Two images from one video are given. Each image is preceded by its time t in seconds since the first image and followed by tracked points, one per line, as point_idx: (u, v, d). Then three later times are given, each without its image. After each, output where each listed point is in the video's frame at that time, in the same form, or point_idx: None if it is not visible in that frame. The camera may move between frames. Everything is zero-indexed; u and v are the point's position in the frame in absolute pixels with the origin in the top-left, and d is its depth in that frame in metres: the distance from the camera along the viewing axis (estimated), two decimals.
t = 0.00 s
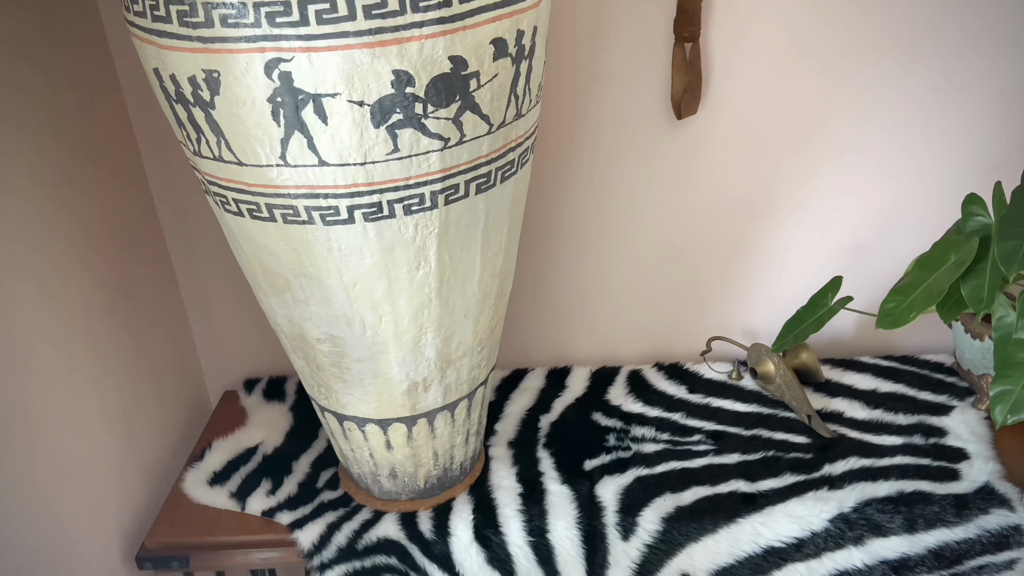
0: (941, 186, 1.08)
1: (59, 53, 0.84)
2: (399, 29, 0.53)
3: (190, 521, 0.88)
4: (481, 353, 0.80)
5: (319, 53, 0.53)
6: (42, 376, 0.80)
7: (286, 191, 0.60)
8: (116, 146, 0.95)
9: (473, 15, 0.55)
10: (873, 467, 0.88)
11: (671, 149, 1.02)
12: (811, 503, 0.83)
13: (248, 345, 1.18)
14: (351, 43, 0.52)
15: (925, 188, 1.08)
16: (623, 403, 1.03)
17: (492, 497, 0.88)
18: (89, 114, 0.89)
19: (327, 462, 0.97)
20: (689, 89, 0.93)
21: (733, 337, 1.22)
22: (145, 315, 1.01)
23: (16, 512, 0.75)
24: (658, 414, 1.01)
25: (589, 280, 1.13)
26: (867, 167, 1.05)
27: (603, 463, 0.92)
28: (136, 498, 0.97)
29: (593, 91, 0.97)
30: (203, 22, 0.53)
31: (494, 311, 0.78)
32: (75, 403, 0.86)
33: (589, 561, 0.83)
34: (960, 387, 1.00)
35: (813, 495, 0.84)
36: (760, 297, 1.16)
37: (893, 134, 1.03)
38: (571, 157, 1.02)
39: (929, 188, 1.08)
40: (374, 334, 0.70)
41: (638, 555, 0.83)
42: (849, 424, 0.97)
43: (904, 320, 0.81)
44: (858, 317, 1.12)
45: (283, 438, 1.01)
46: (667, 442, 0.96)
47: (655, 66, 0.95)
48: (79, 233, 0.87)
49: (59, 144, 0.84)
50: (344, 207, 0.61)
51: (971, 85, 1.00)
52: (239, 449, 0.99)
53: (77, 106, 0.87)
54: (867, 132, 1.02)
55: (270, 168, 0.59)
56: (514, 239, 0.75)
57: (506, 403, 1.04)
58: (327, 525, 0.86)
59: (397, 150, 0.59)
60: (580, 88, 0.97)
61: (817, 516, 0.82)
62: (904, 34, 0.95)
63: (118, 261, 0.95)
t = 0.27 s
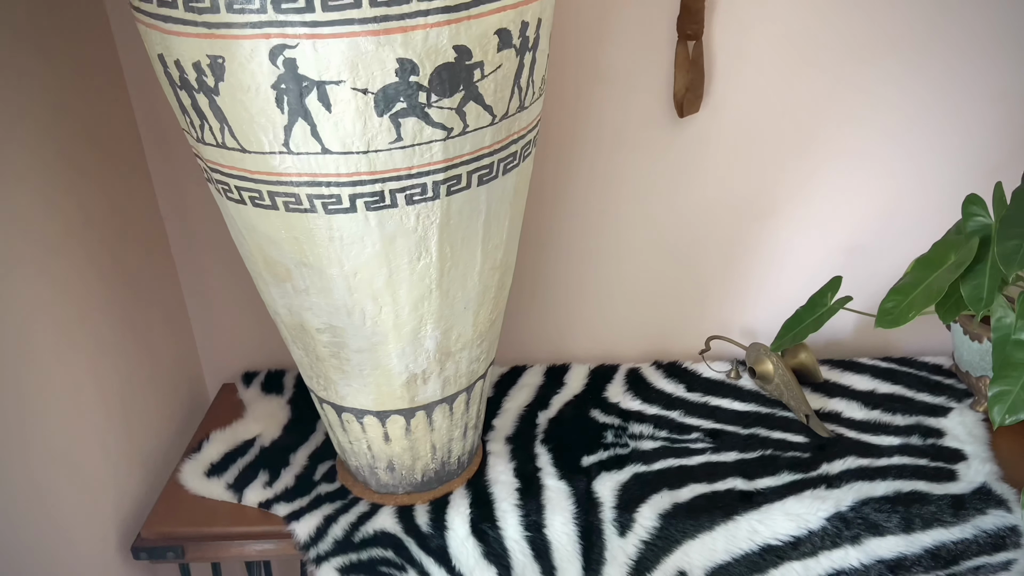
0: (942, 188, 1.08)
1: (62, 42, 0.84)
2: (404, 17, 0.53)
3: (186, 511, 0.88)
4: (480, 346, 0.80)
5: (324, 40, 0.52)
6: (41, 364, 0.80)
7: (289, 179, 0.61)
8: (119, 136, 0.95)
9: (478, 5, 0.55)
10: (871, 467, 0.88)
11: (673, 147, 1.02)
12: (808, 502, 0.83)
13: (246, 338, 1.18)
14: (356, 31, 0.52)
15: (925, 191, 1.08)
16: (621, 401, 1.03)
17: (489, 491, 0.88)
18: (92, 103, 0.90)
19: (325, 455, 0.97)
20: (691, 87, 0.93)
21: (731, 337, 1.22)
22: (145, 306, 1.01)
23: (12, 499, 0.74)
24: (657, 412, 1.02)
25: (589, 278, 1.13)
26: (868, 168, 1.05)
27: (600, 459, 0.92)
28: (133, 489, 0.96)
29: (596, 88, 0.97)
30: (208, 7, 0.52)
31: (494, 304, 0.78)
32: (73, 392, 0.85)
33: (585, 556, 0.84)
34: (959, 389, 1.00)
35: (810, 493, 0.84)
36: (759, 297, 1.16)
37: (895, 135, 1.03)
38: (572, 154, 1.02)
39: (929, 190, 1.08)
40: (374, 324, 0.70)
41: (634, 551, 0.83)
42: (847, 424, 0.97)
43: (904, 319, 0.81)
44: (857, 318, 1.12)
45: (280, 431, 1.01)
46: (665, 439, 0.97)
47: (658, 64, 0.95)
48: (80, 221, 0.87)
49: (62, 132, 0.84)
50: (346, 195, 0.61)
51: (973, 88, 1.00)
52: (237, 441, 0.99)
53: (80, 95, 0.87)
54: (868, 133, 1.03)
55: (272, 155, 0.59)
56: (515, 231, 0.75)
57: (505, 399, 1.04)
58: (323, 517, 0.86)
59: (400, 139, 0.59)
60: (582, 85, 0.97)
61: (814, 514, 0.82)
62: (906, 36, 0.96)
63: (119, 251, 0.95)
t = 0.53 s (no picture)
0: (943, 190, 1.08)
1: (67, 28, 0.84)
2: (410, 3, 0.53)
3: (182, 501, 0.88)
4: (479, 338, 0.80)
5: (329, 24, 0.52)
6: (40, 350, 0.80)
7: (291, 165, 0.60)
8: (121, 124, 0.95)
9: None
10: (869, 466, 0.88)
11: (675, 145, 1.02)
12: (806, 500, 0.83)
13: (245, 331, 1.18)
14: (361, 16, 0.52)
15: (926, 193, 1.08)
16: (620, 398, 1.03)
17: (486, 485, 0.87)
18: (96, 91, 0.89)
19: (322, 447, 0.96)
20: (694, 84, 0.93)
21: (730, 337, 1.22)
22: (144, 296, 1.01)
23: (8, 485, 0.74)
24: (655, 410, 1.01)
25: (589, 275, 1.13)
26: (869, 170, 1.06)
27: (598, 455, 0.92)
28: (129, 478, 0.96)
29: (599, 85, 0.97)
30: None
31: (495, 296, 0.78)
32: (72, 380, 0.85)
33: (581, 551, 0.85)
34: (957, 391, 1.00)
35: (808, 491, 0.84)
36: (759, 297, 1.16)
37: (896, 137, 1.03)
38: (574, 151, 1.02)
39: (930, 192, 1.08)
40: (374, 313, 0.70)
41: (631, 547, 0.84)
42: (845, 424, 0.97)
43: (904, 318, 0.81)
44: (856, 319, 1.12)
45: (278, 423, 1.01)
46: (663, 436, 0.96)
47: (661, 61, 0.95)
48: (82, 209, 0.87)
49: (65, 119, 0.83)
50: (349, 181, 0.61)
51: (975, 91, 1.00)
52: (234, 432, 0.99)
53: (83, 83, 0.87)
54: (870, 134, 1.03)
55: (276, 140, 0.59)
56: (516, 223, 0.75)
57: (503, 395, 1.04)
58: (320, 508, 0.86)
59: (403, 126, 0.59)
60: (586, 81, 0.97)
61: (812, 512, 0.82)
62: (909, 37, 0.96)
63: (119, 239, 0.95)
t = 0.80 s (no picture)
0: (943, 194, 1.08)
1: (72, 16, 0.84)
2: None
3: (179, 493, 0.87)
4: (479, 332, 0.79)
5: (335, 11, 0.52)
6: (38, 336, 0.79)
7: (295, 153, 0.60)
8: (124, 114, 0.95)
9: None
10: (867, 468, 0.88)
11: (677, 145, 1.02)
12: (804, 500, 0.83)
13: (244, 325, 1.18)
14: (367, 3, 0.52)
15: (927, 197, 1.08)
16: (619, 397, 1.03)
17: (483, 481, 0.87)
18: (99, 79, 0.89)
19: (319, 441, 0.96)
20: (697, 84, 0.93)
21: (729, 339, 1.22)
22: (144, 287, 1.01)
23: (4, 472, 0.74)
24: (653, 409, 1.01)
25: (590, 274, 1.13)
26: (871, 173, 1.06)
27: (596, 453, 0.92)
28: (125, 470, 0.96)
29: (603, 83, 0.97)
30: None
31: (495, 290, 0.78)
32: (70, 369, 0.85)
33: (579, 549, 0.84)
34: (956, 395, 1.00)
35: (805, 492, 0.84)
36: (759, 299, 1.16)
37: (898, 140, 1.03)
38: (577, 149, 1.02)
39: (930, 197, 1.08)
40: (375, 305, 0.70)
41: (628, 544, 0.84)
42: (844, 425, 0.97)
43: (903, 318, 0.81)
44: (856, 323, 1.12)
45: (275, 416, 1.00)
46: (662, 435, 0.96)
47: (665, 60, 0.96)
48: (83, 197, 0.87)
49: (68, 106, 0.83)
50: (352, 170, 0.61)
51: (977, 96, 1.00)
52: (231, 424, 0.98)
53: (87, 71, 0.87)
54: (872, 137, 1.03)
55: (280, 128, 0.59)
56: (518, 217, 0.75)
57: (501, 392, 1.04)
58: (317, 502, 0.85)
59: (408, 116, 0.59)
60: (589, 80, 0.97)
61: (809, 512, 0.82)
62: (912, 40, 0.96)
63: (120, 229, 0.95)
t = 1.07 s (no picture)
0: (945, 199, 1.08)
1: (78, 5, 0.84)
2: None
3: (176, 484, 0.87)
4: (480, 326, 0.79)
5: None
6: (39, 324, 0.79)
7: (299, 141, 0.60)
8: (128, 105, 0.95)
9: None
10: (865, 470, 0.88)
11: (679, 146, 1.02)
12: (803, 500, 0.83)
13: (244, 319, 1.18)
14: None
15: (928, 202, 1.09)
16: (618, 396, 1.03)
17: (481, 476, 0.87)
18: (105, 70, 0.90)
19: (317, 435, 0.96)
20: (701, 84, 0.94)
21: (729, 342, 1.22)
22: (144, 279, 1.01)
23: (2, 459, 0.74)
24: (652, 408, 1.01)
25: (591, 274, 1.13)
26: (872, 176, 1.06)
27: (594, 451, 0.92)
28: (123, 462, 0.95)
29: (608, 83, 0.97)
30: None
31: (497, 284, 0.78)
32: (69, 358, 0.85)
33: (574, 548, 0.84)
34: (954, 399, 1.00)
35: (804, 492, 0.84)
36: (759, 302, 1.16)
37: (900, 145, 1.04)
38: (580, 149, 1.02)
39: (931, 202, 1.09)
40: (376, 296, 0.70)
41: (625, 542, 0.84)
42: (842, 428, 0.96)
43: (903, 319, 0.81)
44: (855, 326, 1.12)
45: (274, 410, 1.00)
46: (660, 435, 0.96)
47: (669, 60, 0.96)
48: (86, 186, 0.87)
49: (73, 95, 0.83)
50: (356, 160, 0.61)
51: (979, 102, 1.01)
52: (229, 417, 0.98)
53: (92, 61, 0.87)
54: (874, 141, 1.03)
55: (285, 116, 0.59)
56: (521, 211, 0.75)
57: (501, 389, 1.04)
58: (314, 495, 0.85)
59: (413, 105, 0.59)
60: (593, 79, 0.97)
61: (807, 513, 0.82)
62: (915, 45, 0.96)
63: (122, 220, 0.95)
